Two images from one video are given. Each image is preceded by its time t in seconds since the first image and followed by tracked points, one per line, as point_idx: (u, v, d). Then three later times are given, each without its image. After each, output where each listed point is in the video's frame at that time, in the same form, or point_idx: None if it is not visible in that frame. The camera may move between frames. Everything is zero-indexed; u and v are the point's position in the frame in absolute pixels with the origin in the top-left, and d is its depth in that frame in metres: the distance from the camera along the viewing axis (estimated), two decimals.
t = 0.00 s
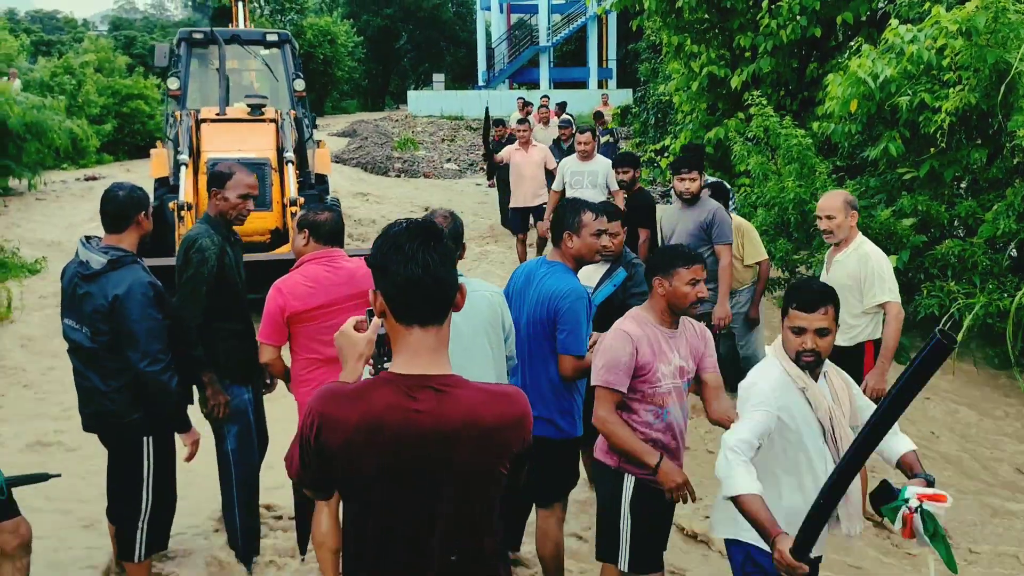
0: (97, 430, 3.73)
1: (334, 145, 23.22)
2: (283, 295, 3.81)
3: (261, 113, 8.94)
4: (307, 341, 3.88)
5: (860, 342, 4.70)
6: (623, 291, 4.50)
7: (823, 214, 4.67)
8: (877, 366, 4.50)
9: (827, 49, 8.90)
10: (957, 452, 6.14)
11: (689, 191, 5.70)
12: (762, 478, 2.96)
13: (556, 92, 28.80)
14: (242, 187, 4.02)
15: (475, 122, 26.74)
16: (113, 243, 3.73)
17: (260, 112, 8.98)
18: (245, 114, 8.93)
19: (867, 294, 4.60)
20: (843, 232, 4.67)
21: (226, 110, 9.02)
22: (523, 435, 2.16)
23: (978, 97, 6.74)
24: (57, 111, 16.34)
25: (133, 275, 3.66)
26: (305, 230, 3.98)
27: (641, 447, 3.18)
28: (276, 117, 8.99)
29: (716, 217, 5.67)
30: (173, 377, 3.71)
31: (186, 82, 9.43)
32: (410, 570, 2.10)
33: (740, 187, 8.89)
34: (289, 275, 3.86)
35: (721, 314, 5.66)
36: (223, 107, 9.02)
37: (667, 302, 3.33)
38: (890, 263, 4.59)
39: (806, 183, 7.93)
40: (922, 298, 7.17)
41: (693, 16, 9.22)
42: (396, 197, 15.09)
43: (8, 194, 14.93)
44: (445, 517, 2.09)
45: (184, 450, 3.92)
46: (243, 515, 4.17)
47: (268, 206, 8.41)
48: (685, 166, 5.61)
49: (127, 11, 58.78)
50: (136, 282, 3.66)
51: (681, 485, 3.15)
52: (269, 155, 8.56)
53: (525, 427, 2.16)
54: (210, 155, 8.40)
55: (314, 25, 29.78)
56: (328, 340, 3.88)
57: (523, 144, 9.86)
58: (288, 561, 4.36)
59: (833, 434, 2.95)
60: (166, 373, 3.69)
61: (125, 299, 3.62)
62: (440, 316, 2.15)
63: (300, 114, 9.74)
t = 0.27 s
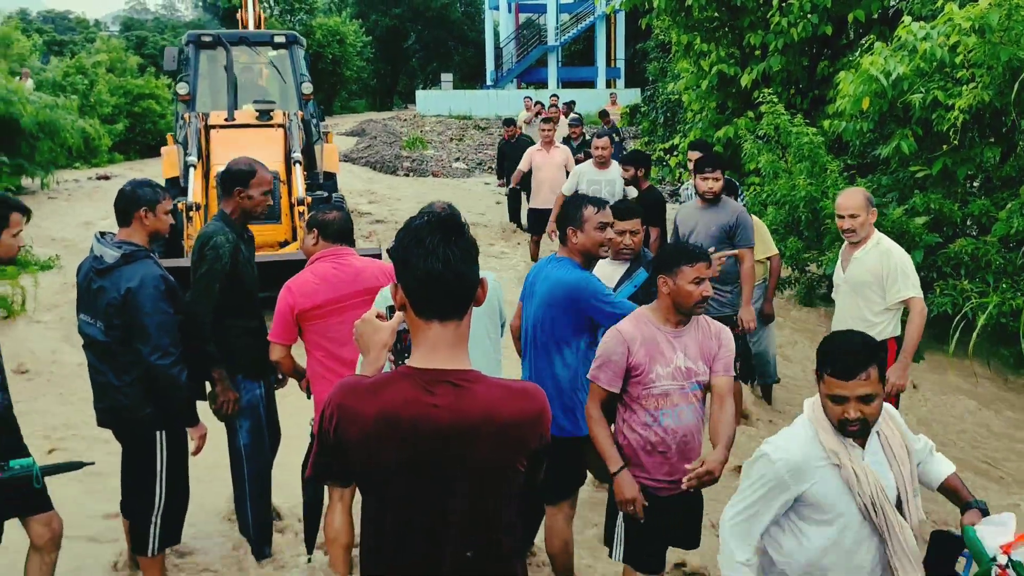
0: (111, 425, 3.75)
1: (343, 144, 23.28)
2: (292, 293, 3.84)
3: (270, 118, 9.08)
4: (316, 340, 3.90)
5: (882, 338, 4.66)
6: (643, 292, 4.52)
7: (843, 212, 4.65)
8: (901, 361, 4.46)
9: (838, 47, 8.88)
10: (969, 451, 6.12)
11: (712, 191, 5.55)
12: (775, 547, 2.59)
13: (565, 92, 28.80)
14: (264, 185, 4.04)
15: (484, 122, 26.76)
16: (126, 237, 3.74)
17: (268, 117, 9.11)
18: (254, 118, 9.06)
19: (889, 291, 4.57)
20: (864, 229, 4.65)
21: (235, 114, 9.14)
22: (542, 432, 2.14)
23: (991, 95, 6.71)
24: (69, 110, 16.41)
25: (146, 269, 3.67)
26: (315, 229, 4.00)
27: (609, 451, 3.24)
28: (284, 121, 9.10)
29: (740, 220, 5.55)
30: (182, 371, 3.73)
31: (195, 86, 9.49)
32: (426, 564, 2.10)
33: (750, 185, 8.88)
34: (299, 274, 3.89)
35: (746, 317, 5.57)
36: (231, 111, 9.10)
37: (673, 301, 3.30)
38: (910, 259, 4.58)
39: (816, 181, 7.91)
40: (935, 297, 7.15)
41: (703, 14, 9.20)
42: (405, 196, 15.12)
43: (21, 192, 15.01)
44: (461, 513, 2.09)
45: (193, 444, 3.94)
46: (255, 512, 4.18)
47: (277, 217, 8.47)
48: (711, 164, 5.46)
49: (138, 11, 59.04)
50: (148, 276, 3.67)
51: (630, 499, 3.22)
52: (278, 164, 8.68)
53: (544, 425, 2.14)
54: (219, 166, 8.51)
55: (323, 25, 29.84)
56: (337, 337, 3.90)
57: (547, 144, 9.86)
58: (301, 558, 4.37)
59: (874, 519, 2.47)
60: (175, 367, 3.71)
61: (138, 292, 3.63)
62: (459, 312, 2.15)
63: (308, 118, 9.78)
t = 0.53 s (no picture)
0: (123, 424, 3.77)
1: (351, 143, 23.33)
2: (316, 290, 3.86)
3: (277, 122, 9.17)
4: (338, 337, 3.90)
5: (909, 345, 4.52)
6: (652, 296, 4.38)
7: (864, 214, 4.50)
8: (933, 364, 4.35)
9: (847, 45, 8.85)
10: (979, 450, 6.10)
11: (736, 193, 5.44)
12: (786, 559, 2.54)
13: (572, 91, 28.78)
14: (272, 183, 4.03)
15: (490, 121, 26.77)
16: (139, 237, 3.76)
17: (276, 121, 9.22)
18: (262, 122, 9.19)
19: (918, 295, 4.42)
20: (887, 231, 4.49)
21: (243, 117, 9.28)
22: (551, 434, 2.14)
23: (1000, 93, 6.68)
24: (79, 110, 16.48)
25: (157, 268, 3.69)
26: (339, 227, 4.02)
27: (606, 473, 3.23)
28: (292, 125, 9.20)
29: (768, 224, 5.37)
30: (193, 370, 3.74)
31: (202, 89, 9.55)
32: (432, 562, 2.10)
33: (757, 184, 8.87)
34: (325, 272, 3.92)
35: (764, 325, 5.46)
36: (239, 114, 9.19)
37: (668, 304, 3.33)
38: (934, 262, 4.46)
39: (824, 181, 7.89)
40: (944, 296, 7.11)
41: (710, 13, 9.19)
42: (413, 195, 15.15)
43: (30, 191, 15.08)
44: (469, 511, 2.09)
45: (204, 441, 3.96)
46: (266, 508, 4.21)
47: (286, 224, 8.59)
48: (737, 166, 5.50)
49: (145, 11, 59.22)
50: (160, 274, 3.68)
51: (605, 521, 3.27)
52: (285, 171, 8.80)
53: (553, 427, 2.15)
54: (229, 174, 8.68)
55: (330, 24, 29.89)
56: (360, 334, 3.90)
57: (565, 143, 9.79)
58: (310, 556, 4.37)
59: (871, 555, 2.30)
60: (186, 366, 3.72)
61: (149, 292, 3.64)
62: (467, 310, 2.15)
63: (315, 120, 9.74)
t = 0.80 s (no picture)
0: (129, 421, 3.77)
1: (355, 141, 23.33)
2: (344, 282, 3.87)
3: (286, 121, 9.34)
4: (361, 328, 3.91)
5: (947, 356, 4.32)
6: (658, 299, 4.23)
7: (908, 220, 4.19)
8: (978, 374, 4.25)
9: (852, 42, 8.81)
10: (985, 448, 6.08)
11: (754, 189, 5.27)
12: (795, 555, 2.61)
13: (576, 88, 28.74)
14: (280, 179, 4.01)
15: (495, 118, 26.75)
16: (147, 234, 3.74)
17: (284, 121, 9.39)
18: (269, 121, 9.33)
19: (964, 306, 4.21)
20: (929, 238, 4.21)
21: (251, 116, 9.37)
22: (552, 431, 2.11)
23: (1006, 90, 6.65)
24: (83, 108, 16.50)
25: (164, 265, 3.68)
26: (367, 224, 3.98)
27: (634, 483, 3.13)
28: (300, 124, 9.34)
29: (785, 224, 5.33)
30: (199, 368, 3.73)
31: (211, 87, 9.62)
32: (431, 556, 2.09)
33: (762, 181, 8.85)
34: (352, 265, 3.94)
35: (786, 326, 5.32)
36: (248, 113, 9.33)
37: (666, 306, 3.30)
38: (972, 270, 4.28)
39: (829, 178, 7.84)
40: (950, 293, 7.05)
41: (715, 9, 9.16)
42: (417, 192, 15.15)
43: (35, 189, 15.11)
44: (468, 506, 2.08)
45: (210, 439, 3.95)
46: (272, 505, 4.21)
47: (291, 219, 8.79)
48: (754, 161, 5.19)
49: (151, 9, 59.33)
50: (167, 272, 3.68)
51: (644, 536, 3.11)
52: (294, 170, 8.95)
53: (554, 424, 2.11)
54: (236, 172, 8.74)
55: (335, 22, 29.90)
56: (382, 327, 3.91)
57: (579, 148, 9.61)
58: (316, 554, 4.36)
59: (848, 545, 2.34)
60: (192, 364, 3.71)
61: (156, 289, 3.65)
62: (467, 305, 2.12)
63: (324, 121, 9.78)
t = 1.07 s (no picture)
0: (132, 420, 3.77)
1: (357, 138, 23.34)
2: (349, 275, 3.88)
3: (290, 120, 9.31)
4: (365, 321, 3.91)
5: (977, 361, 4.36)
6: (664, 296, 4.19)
7: (947, 224, 4.11)
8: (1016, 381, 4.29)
9: (854, 39, 8.80)
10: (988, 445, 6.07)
11: (753, 187, 5.28)
12: None
13: (578, 85, 28.71)
14: (284, 179, 4.03)
15: (497, 116, 26.74)
16: (150, 232, 3.75)
17: (289, 118, 9.38)
18: (274, 120, 9.31)
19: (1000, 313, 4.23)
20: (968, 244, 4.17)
21: (256, 114, 9.38)
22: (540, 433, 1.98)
23: (1008, 86, 6.63)
24: (85, 106, 16.50)
25: (169, 263, 3.70)
26: (375, 218, 4.02)
27: (665, 476, 3.13)
28: (304, 121, 9.36)
29: (785, 223, 5.33)
30: (204, 366, 3.74)
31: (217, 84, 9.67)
32: (418, 555, 2.02)
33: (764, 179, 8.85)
34: (357, 258, 3.95)
35: (792, 326, 5.32)
36: (253, 110, 9.33)
37: (669, 302, 3.32)
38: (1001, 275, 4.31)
39: (831, 175, 7.82)
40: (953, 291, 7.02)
41: (717, 7, 9.15)
42: (419, 190, 15.15)
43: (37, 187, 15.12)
44: (452, 508, 1.99)
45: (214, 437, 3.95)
46: (274, 502, 4.22)
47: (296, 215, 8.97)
48: (753, 159, 5.18)
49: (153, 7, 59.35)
50: (171, 271, 3.68)
51: (687, 524, 3.11)
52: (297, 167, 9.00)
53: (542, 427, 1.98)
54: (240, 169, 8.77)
55: (336, 19, 29.89)
56: (385, 320, 3.92)
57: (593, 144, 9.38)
58: (319, 550, 4.36)
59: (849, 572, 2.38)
60: (197, 362, 3.72)
61: (162, 288, 3.66)
62: (457, 298, 2.03)
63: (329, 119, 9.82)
